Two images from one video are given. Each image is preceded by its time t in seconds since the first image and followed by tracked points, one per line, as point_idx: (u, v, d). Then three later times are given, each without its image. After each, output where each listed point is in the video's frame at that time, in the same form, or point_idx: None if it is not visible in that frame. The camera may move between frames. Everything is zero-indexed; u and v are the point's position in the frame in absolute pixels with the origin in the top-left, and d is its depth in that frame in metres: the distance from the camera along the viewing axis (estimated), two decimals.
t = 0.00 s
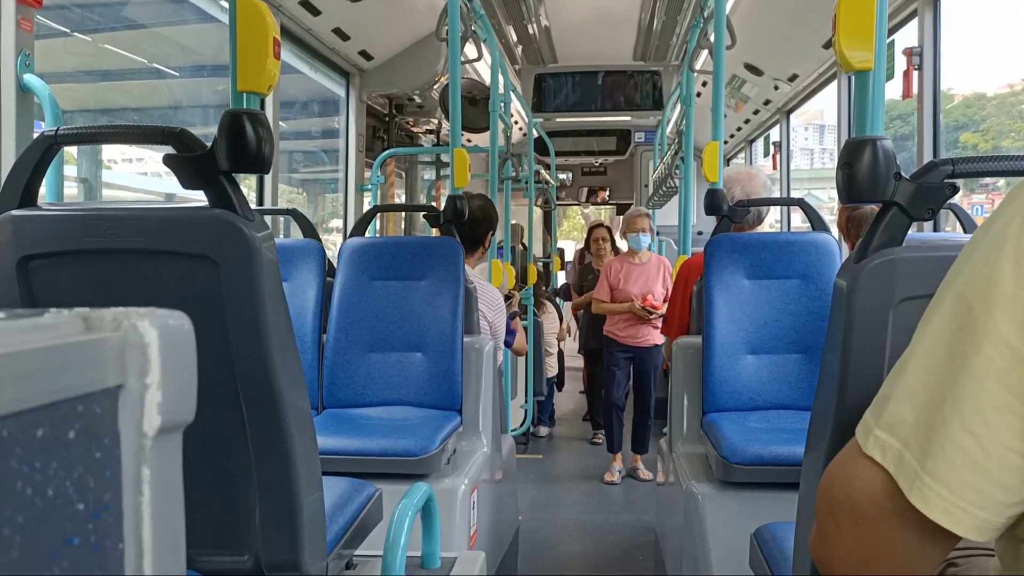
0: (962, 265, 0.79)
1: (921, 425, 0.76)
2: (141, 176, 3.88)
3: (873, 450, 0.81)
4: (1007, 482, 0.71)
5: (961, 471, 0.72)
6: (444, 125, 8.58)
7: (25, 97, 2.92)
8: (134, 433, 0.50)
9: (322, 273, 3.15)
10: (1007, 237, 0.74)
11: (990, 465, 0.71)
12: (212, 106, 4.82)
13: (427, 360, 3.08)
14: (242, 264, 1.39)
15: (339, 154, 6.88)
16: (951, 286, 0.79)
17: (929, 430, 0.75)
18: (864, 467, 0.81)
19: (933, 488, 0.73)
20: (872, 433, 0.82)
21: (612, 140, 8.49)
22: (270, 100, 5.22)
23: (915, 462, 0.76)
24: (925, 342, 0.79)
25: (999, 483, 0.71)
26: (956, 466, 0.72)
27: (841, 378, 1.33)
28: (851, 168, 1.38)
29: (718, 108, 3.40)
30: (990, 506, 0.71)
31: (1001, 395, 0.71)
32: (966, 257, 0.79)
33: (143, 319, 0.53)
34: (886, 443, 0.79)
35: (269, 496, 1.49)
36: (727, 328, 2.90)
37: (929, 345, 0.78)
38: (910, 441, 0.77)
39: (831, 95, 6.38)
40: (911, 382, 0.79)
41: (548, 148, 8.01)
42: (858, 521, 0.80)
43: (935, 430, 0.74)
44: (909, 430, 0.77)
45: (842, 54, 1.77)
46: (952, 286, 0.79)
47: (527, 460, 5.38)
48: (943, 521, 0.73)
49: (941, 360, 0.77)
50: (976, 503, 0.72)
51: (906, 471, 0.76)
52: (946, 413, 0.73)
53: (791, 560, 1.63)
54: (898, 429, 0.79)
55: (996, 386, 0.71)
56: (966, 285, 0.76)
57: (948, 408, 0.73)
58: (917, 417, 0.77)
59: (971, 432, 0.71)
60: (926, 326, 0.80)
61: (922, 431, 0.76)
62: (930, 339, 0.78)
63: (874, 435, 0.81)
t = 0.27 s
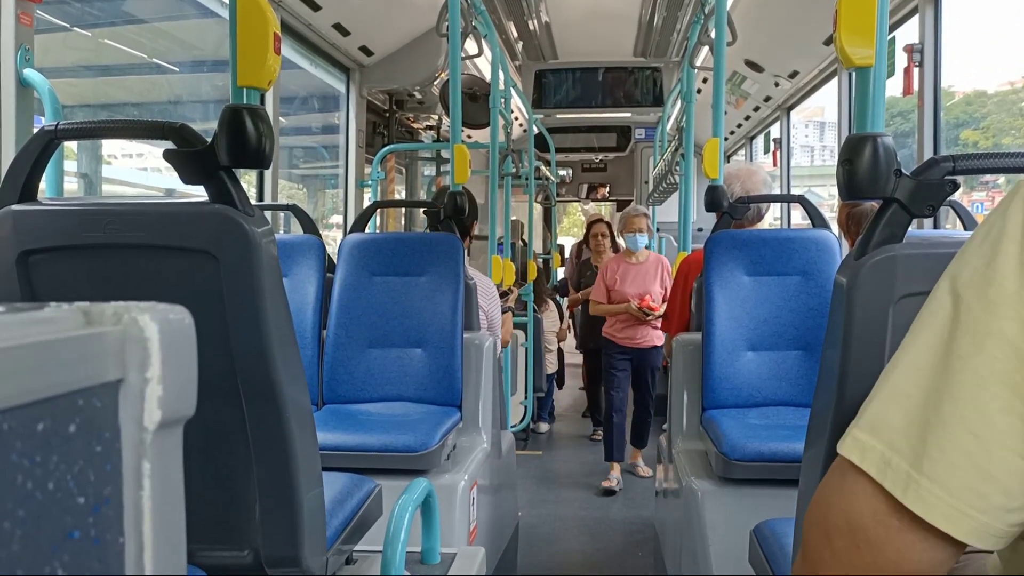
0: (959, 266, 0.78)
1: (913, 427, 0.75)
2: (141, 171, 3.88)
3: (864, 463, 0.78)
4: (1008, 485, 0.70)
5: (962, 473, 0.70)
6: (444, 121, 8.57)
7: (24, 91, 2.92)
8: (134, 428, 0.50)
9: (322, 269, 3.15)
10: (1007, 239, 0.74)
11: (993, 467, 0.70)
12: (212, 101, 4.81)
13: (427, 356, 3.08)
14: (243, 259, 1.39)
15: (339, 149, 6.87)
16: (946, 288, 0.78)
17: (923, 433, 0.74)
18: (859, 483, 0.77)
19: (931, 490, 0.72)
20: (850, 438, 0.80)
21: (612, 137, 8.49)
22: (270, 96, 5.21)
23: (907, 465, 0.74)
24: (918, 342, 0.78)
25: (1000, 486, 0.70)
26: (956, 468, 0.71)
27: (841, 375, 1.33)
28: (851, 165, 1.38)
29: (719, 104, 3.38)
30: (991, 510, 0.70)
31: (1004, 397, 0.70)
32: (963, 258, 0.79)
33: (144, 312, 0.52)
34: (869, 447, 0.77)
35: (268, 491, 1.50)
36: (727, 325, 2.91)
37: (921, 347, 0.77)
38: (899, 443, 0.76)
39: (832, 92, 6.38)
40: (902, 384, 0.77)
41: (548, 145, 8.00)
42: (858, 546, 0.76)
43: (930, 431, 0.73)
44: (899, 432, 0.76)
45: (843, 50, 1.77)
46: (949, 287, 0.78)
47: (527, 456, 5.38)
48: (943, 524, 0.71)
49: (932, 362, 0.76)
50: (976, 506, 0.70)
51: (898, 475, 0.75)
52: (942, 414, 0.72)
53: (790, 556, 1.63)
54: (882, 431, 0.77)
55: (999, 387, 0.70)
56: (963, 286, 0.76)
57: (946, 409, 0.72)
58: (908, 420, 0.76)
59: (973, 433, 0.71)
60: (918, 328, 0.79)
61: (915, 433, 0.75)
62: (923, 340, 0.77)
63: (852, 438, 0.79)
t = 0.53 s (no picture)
0: (960, 261, 0.74)
1: (926, 430, 0.68)
2: (141, 166, 3.87)
3: (886, 481, 0.69)
4: None
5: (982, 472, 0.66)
6: (444, 117, 8.56)
7: (24, 86, 2.91)
8: (136, 421, 0.50)
9: (322, 264, 3.15)
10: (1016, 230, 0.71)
11: (1012, 463, 0.66)
12: (212, 96, 4.81)
13: (427, 352, 3.08)
14: (243, 255, 1.39)
15: (340, 145, 6.87)
16: (949, 282, 0.74)
17: (938, 435, 0.67)
18: (888, 503, 0.68)
19: (955, 494, 0.66)
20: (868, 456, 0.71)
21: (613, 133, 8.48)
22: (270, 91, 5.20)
23: (925, 471, 0.67)
24: (921, 341, 0.73)
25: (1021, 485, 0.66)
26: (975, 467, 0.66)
27: (841, 371, 1.33)
28: (852, 161, 1.38)
29: (722, 100, 3.37)
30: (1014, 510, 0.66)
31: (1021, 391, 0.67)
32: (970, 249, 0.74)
33: (146, 306, 0.52)
34: (881, 459, 0.70)
35: (269, 486, 1.50)
36: (727, 321, 2.91)
37: (928, 342, 0.72)
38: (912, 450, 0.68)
39: (833, 88, 6.37)
40: (909, 384, 0.71)
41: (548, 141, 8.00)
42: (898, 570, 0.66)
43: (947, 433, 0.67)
44: (912, 438, 0.69)
45: (845, 45, 1.77)
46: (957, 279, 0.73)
47: (527, 452, 5.39)
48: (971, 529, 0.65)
49: (938, 359, 0.70)
50: (1000, 508, 0.65)
51: (917, 483, 0.67)
52: (956, 413, 0.67)
53: (790, 552, 1.63)
54: (894, 438, 0.70)
55: (1014, 379, 0.67)
56: (972, 279, 0.71)
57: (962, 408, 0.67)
58: (918, 424, 0.69)
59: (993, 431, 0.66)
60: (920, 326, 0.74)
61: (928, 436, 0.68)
62: (927, 337, 0.72)
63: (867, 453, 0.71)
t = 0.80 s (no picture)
0: (962, 259, 0.73)
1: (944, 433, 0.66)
2: (141, 162, 3.87)
3: (902, 487, 0.67)
4: None
5: (999, 471, 0.64)
6: (444, 113, 8.56)
7: (24, 81, 2.92)
8: (137, 415, 0.50)
9: (322, 261, 3.15)
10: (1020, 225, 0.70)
11: None
12: (211, 92, 4.80)
13: (427, 348, 3.08)
14: (244, 250, 1.39)
15: (340, 142, 6.87)
16: (952, 280, 0.73)
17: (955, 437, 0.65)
18: (904, 512, 0.67)
19: (975, 498, 0.64)
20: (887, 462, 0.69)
21: (613, 129, 8.47)
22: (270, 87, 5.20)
23: (939, 474, 0.65)
24: (928, 339, 0.71)
25: None
26: (991, 466, 0.64)
27: (841, 367, 1.33)
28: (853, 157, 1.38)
29: (722, 96, 3.36)
30: None
31: None
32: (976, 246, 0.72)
33: (146, 300, 0.52)
34: (893, 463, 0.68)
35: (269, 482, 1.50)
36: (727, 318, 2.91)
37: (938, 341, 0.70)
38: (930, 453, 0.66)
39: (833, 85, 6.37)
40: (917, 384, 0.69)
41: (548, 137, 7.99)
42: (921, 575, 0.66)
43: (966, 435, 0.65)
44: (931, 441, 0.66)
45: (846, 42, 1.77)
46: (965, 275, 0.71)
47: (526, 449, 5.39)
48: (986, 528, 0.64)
49: (946, 359, 0.68)
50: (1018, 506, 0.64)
51: (935, 489, 0.65)
52: (974, 412, 0.65)
53: (790, 548, 1.63)
54: (910, 443, 0.67)
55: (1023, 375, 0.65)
56: (983, 275, 0.69)
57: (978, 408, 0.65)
58: (928, 426, 0.67)
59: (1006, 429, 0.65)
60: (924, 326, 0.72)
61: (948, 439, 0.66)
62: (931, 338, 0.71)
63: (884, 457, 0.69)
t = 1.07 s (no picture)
0: (969, 256, 0.72)
1: (955, 432, 0.66)
2: (141, 160, 3.87)
3: (916, 485, 0.67)
4: None
5: (1013, 466, 0.64)
6: (444, 111, 8.55)
7: (24, 78, 2.92)
8: (137, 411, 0.50)
9: (322, 258, 3.14)
10: None
11: None
12: (211, 90, 4.80)
13: (427, 346, 3.08)
14: (243, 247, 1.38)
15: (340, 139, 6.86)
16: (960, 276, 0.71)
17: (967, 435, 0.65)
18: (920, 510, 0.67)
19: (990, 495, 0.64)
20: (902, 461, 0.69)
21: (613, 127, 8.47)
22: (270, 84, 5.20)
23: (952, 471, 0.65)
24: (936, 336, 0.70)
25: None
26: (1005, 461, 0.64)
27: (841, 365, 1.33)
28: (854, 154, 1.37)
29: (722, 93, 3.35)
30: None
31: None
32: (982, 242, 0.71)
33: (146, 296, 0.52)
34: (908, 461, 0.68)
35: (269, 479, 1.50)
36: (727, 315, 2.91)
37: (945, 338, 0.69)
38: (942, 451, 0.66)
39: (834, 82, 6.36)
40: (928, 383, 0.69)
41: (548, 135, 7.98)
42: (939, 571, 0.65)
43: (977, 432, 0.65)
44: (943, 439, 0.66)
45: (847, 39, 1.77)
46: (970, 273, 0.70)
47: (526, 447, 5.39)
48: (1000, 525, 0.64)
49: (955, 357, 0.68)
50: None
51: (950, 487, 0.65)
52: (983, 410, 0.65)
53: (790, 545, 1.63)
54: (923, 441, 0.67)
55: None
56: (988, 271, 0.68)
57: (987, 404, 0.65)
58: (941, 424, 0.67)
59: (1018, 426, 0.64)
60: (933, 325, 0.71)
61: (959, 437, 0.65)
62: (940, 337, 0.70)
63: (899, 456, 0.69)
